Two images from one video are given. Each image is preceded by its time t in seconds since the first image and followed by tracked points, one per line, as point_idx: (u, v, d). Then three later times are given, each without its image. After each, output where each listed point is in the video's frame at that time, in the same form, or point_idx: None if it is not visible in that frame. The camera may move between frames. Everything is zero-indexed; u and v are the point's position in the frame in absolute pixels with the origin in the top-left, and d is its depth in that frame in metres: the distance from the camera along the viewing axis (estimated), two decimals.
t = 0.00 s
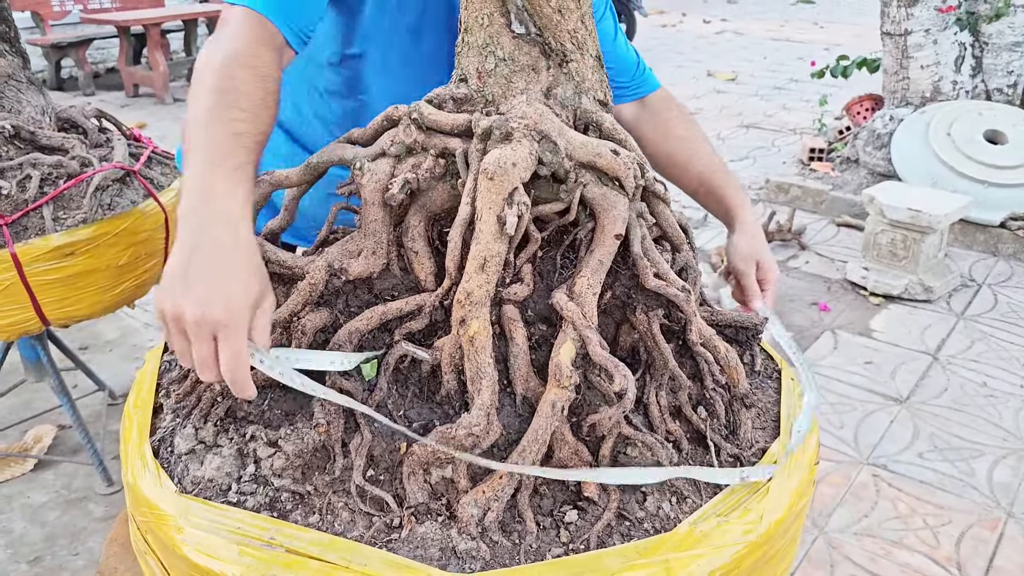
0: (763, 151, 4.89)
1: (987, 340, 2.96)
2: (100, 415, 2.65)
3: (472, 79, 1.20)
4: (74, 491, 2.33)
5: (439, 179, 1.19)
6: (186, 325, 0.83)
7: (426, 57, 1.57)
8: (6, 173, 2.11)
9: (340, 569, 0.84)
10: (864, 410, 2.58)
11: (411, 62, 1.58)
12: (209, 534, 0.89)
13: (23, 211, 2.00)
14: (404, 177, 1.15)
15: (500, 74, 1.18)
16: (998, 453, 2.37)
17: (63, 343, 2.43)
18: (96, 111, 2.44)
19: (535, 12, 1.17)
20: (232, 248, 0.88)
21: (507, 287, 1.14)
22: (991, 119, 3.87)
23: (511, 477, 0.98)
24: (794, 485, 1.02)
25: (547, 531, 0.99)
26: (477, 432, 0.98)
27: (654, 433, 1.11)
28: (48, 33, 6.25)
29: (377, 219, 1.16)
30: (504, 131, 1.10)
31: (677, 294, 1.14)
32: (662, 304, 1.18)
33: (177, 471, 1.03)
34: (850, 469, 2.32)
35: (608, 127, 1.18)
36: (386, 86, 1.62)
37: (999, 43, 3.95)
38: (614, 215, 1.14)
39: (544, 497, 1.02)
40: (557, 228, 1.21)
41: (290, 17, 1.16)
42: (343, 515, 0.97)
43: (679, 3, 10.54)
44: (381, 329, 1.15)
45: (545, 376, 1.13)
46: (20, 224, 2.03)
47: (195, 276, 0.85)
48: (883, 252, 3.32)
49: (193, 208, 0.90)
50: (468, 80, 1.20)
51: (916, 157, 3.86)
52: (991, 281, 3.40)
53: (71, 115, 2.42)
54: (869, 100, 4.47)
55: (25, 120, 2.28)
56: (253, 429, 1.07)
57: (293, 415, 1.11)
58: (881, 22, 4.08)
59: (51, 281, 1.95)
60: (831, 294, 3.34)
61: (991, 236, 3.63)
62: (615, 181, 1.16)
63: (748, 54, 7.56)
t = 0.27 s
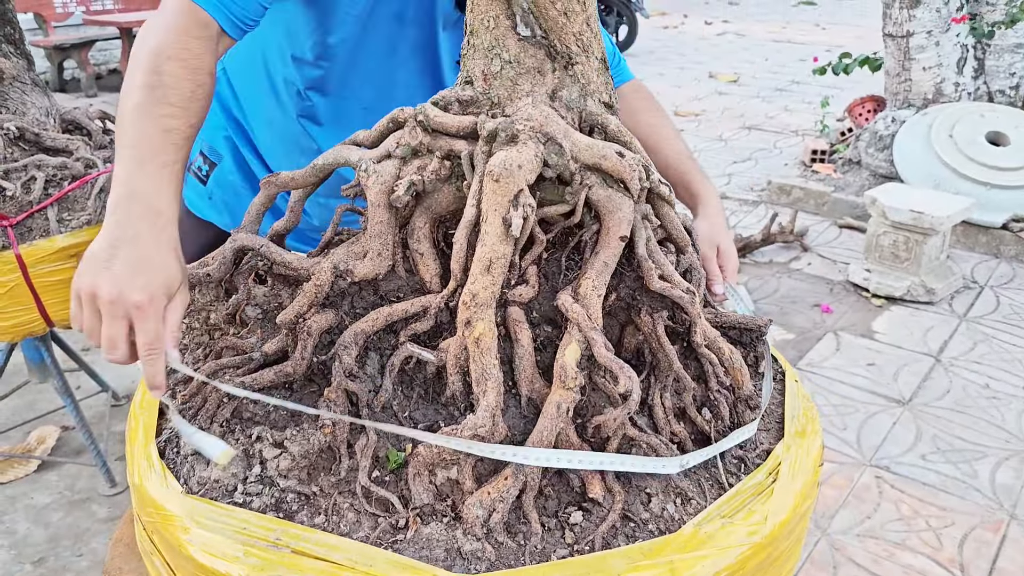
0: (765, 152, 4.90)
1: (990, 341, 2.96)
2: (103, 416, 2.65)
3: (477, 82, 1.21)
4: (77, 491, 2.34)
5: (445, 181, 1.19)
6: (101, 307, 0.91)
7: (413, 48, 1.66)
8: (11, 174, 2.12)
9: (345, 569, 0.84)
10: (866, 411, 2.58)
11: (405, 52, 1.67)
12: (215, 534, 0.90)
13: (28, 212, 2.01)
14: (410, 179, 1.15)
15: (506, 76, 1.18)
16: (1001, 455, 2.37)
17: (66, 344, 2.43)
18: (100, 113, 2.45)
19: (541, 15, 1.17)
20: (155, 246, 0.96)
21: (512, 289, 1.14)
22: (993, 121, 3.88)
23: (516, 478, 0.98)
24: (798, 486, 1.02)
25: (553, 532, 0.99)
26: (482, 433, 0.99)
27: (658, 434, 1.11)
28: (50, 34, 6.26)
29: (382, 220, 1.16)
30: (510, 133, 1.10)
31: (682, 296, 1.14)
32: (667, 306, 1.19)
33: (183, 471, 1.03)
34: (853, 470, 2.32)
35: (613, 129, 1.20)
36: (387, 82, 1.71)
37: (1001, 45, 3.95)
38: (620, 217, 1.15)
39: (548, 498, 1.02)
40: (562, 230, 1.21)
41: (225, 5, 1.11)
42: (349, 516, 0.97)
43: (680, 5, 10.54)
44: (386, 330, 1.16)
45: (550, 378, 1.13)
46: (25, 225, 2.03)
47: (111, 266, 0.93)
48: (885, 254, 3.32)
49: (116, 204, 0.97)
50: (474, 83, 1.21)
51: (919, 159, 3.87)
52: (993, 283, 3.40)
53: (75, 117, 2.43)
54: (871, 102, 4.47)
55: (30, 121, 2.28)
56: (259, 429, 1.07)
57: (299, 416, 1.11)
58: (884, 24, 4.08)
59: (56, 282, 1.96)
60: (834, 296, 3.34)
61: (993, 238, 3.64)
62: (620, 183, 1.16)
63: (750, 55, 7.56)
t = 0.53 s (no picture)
0: (765, 153, 4.90)
1: (990, 342, 2.96)
2: (103, 416, 2.65)
3: (477, 81, 1.21)
4: (77, 492, 2.34)
5: (444, 181, 1.19)
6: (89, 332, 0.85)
7: (387, 45, 1.67)
8: (11, 174, 2.12)
9: (344, 569, 0.84)
10: (867, 412, 2.58)
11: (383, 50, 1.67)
12: (214, 534, 0.90)
13: (29, 212, 2.01)
14: (410, 179, 1.15)
15: (506, 76, 1.18)
16: (1001, 455, 2.37)
17: (66, 345, 2.43)
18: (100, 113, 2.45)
19: (541, 15, 1.17)
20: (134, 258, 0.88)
21: (512, 289, 1.14)
22: (994, 122, 3.88)
23: (515, 478, 0.98)
24: (798, 487, 1.02)
25: (551, 532, 0.99)
26: (481, 434, 0.98)
27: (658, 434, 1.11)
28: (51, 34, 6.26)
29: (382, 221, 1.16)
30: (510, 133, 1.11)
31: (681, 296, 1.14)
32: (666, 306, 1.19)
33: (183, 471, 1.04)
34: (853, 471, 2.32)
35: (613, 130, 1.20)
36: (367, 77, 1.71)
37: (1002, 45, 3.95)
38: (620, 218, 1.14)
39: (548, 498, 1.03)
40: (562, 230, 1.21)
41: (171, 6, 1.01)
42: (348, 516, 0.97)
43: (681, 6, 10.53)
44: (386, 330, 1.16)
45: (550, 378, 1.13)
46: (25, 225, 2.03)
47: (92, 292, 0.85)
48: (886, 255, 3.32)
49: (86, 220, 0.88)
50: (474, 83, 1.21)
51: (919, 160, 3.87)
52: (993, 284, 3.40)
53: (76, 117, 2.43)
54: (872, 103, 4.47)
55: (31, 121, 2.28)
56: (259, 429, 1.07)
57: (298, 416, 1.10)
58: (884, 24, 4.07)
59: (56, 282, 1.96)
60: (834, 297, 3.34)
61: (994, 239, 3.64)
62: (620, 184, 1.16)
63: (750, 56, 7.56)
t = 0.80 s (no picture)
0: (765, 155, 4.90)
1: (990, 344, 2.96)
2: (103, 417, 2.65)
3: (476, 83, 1.21)
4: (77, 493, 2.34)
5: (443, 182, 1.19)
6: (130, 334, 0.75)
7: (302, 60, 1.54)
8: (12, 176, 2.12)
9: (341, 570, 0.84)
10: (866, 414, 2.58)
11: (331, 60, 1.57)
12: (212, 535, 0.90)
13: (29, 213, 2.01)
14: (408, 180, 1.15)
15: (504, 77, 1.19)
16: (1001, 457, 2.37)
17: (66, 346, 2.43)
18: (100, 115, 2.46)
19: (539, 16, 1.17)
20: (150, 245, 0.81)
21: (510, 290, 1.15)
22: (994, 123, 3.88)
23: (513, 479, 0.98)
24: (796, 488, 1.02)
25: (550, 533, 0.99)
26: (480, 434, 0.98)
27: (656, 435, 1.11)
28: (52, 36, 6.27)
29: (381, 222, 1.16)
30: (508, 134, 1.11)
31: (680, 297, 1.14)
32: (665, 307, 1.19)
33: (181, 472, 1.03)
34: (852, 473, 2.32)
35: (612, 131, 1.20)
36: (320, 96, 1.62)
37: (1002, 47, 3.96)
38: (618, 219, 1.14)
39: (546, 499, 1.03)
40: (560, 232, 1.21)
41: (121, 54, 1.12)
42: (346, 517, 0.97)
43: (682, 8, 10.54)
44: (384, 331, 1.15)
45: (548, 380, 1.13)
46: (26, 226, 2.03)
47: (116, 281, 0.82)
48: (886, 256, 3.32)
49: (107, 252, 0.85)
50: (472, 84, 1.21)
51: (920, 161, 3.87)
52: (994, 285, 3.40)
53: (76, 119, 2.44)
54: (872, 104, 4.47)
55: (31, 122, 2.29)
56: (257, 430, 1.07)
57: (297, 417, 1.11)
58: (884, 26, 4.08)
59: (56, 283, 1.96)
60: (834, 298, 3.34)
61: (994, 240, 3.64)
62: (618, 185, 1.17)
63: (751, 58, 7.57)
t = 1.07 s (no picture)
0: (766, 156, 4.90)
1: (991, 345, 2.96)
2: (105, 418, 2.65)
3: (478, 84, 1.21)
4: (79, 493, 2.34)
5: (445, 184, 1.21)
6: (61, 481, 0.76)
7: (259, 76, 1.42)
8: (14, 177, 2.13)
9: (344, 570, 0.85)
10: (867, 415, 2.58)
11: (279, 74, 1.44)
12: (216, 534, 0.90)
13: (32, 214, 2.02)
14: (411, 181, 1.16)
15: (506, 79, 1.19)
16: (1002, 458, 2.37)
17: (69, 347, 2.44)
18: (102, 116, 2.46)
19: (542, 18, 1.18)
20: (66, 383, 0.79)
21: (512, 291, 1.15)
22: (996, 125, 3.88)
23: (516, 479, 0.98)
24: (798, 489, 1.02)
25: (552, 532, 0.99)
26: (482, 434, 0.99)
27: (658, 436, 1.11)
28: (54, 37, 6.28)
29: (383, 222, 1.17)
30: (511, 135, 1.11)
31: (682, 298, 1.15)
32: (667, 308, 1.19)
33: (185, 472, 1.04)
34: (854, 474, 2.32)
35: (614, 132, 1.21)
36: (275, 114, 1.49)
37: (1003, 49, 3.96)
38: (620, 219, 1.15)
39: (548, 499, 1.03)
40: (562, 232, 1.21)
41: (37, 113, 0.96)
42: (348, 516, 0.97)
43: (682, 9, 10.55)
44: (387, 331, 1.16)
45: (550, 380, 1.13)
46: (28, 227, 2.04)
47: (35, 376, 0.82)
48: (887, 258, 3.32)
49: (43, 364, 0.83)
50: (474, 85, 1.21)
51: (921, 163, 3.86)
52: (995, 287, 3.40)
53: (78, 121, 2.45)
54: (872, 106, 4.47)
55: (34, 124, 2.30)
56: (260, 430, 1.07)
57: (299, 417, 1.11)
58: (885, 28, 4.08)
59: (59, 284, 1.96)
60: (835, 300, 3.34)
61: (995, 242, 3.64)
62: (620, 185, 1.17)
63: (752, 59, 7.57)
